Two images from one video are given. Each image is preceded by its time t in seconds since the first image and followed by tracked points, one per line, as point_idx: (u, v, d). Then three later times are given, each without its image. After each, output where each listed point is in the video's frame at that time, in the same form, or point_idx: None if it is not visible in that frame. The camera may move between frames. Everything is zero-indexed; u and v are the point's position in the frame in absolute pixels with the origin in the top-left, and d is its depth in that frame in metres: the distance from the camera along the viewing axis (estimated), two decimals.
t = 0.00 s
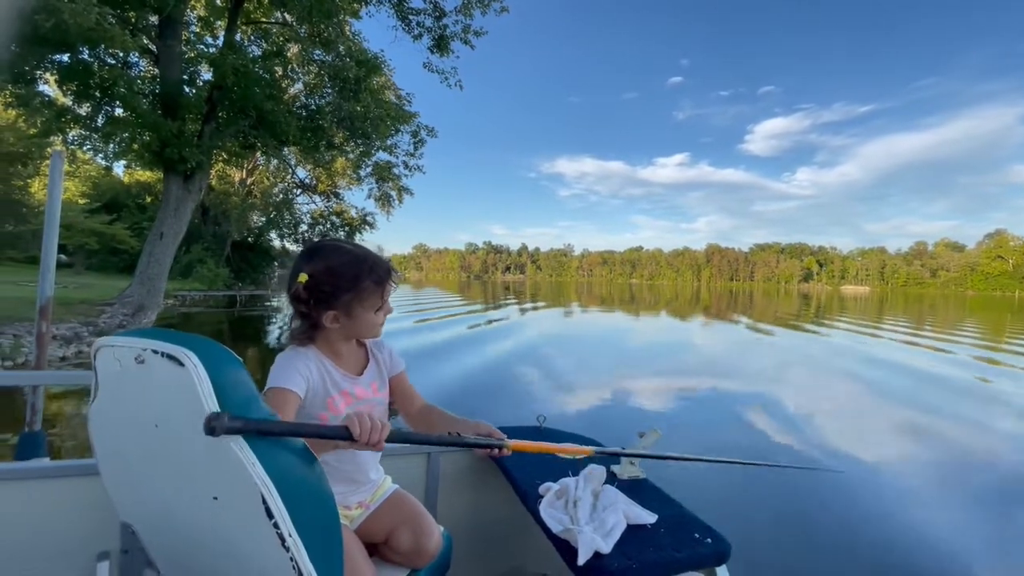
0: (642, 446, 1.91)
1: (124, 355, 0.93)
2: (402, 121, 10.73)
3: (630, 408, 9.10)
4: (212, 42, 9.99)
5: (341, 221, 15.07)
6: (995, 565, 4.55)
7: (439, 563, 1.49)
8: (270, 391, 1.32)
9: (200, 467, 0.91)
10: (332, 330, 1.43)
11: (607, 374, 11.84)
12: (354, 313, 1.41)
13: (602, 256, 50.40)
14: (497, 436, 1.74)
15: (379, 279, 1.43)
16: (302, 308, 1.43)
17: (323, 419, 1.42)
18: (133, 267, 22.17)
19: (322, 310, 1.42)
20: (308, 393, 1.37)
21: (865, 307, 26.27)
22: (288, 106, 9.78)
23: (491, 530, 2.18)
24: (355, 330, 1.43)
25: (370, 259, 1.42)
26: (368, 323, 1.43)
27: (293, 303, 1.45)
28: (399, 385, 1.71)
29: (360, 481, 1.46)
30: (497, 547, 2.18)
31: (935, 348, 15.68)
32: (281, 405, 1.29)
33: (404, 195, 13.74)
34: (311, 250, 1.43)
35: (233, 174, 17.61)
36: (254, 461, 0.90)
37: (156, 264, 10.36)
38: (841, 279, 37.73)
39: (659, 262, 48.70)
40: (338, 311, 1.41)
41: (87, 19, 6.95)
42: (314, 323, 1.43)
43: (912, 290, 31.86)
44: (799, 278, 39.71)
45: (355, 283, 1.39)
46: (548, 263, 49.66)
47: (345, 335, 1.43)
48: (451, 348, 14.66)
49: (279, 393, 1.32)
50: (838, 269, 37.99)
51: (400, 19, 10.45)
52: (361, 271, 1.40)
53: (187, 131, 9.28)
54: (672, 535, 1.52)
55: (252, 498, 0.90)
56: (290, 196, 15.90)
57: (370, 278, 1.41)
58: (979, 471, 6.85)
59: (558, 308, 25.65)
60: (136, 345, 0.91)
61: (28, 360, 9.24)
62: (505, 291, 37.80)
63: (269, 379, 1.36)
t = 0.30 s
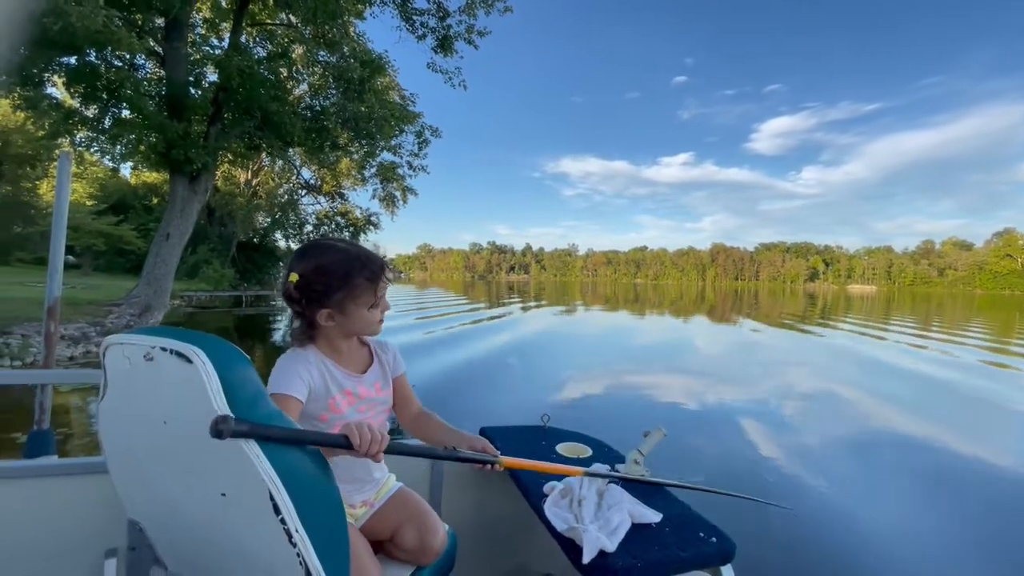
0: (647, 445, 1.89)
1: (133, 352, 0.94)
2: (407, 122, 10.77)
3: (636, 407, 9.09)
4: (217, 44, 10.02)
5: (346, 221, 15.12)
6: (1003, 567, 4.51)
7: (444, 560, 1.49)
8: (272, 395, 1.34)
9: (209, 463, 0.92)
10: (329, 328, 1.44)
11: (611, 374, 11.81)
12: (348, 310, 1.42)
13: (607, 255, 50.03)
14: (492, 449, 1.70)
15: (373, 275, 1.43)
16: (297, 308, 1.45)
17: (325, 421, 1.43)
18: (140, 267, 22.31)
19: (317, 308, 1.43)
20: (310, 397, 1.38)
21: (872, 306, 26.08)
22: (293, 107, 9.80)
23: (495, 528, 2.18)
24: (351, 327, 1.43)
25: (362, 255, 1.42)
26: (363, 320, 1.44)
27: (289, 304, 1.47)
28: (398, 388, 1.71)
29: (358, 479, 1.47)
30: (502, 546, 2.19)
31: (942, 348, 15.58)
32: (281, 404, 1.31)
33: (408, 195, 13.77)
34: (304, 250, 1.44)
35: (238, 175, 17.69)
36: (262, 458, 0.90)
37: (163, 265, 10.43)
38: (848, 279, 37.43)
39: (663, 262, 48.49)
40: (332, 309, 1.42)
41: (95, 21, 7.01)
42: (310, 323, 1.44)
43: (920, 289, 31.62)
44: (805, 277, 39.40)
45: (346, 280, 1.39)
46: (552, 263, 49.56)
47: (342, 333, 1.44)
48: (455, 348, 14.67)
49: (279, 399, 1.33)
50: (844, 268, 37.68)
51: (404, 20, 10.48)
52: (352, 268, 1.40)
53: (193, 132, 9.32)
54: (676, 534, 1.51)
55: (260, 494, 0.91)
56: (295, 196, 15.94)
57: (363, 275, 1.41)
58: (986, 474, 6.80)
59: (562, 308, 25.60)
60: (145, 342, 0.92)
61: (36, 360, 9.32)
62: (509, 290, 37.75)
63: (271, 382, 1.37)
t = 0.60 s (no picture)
0: (653, 447, 1.88)
1: (141, 355, 0.94)
2: (412, 122, 10.79)
3: (642, 407, 9.06)
4: (223, 46, 10.09)
5: (352, 222, 15.16)
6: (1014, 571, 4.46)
7: (452, 563, 1.49)
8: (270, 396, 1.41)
9: (216, 465, 0.92)
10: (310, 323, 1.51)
11: (617, 374, 11.77)
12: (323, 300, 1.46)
13: (613, 255, 49.77)
14: (498, 454, 1.67)
15: (325, 260, 1.47)
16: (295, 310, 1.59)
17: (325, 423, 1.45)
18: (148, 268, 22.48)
19: (304, 306, 1.52)
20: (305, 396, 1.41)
21: (881, 305, 25.83)
22: (299, 108, 9.83)
23: (501, 530, 2.18)
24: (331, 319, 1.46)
25: (317, 246, 1.49)
26: (325, 306, 1.46)
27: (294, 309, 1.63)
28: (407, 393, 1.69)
29: (370, 482, 1.48)
30: (508, 547, 2.19)
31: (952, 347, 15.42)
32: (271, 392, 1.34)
33: (413, 195, 13.81)
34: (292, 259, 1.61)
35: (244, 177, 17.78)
36: (269, 461, 0.91)
37: (171, 267, 10.51)
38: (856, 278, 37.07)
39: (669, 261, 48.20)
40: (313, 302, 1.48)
41: (102, 25, 7.06)
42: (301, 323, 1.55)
43: (929, 288, 31.27)
44: (812, 276, 39.05)
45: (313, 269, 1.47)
46: (556, 262, 49.51)
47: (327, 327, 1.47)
48: (461, 348, 14.69)
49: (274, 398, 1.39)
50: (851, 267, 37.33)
51: (409, 21, 10.50)
52: (309, 258, 1.48)
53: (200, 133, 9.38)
54: (683, 537, 1.50)
55: (267, 496, 0.91)
56: (301, 197, 16.00)
57: (316, 263, 1.47)
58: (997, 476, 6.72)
59: (568, 307, 25.54)
60: (153, 346, 0.93)
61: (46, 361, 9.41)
62: (514, 290, 37.74)
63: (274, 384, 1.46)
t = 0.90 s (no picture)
0: (662, 447, 1.87)
1: (148, 356, 0.94)
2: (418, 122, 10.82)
3: (649, 407, 9.01)
4: (230, 48, 10.16)
5: (357, 223, 15.21)
6: None
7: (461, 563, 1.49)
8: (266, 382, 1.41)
9: (222, 466, 0.92)
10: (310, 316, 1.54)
11: (624, 374, 11.73)
12: (319, 293, 1.48)
13: (618, 254, 49.44)
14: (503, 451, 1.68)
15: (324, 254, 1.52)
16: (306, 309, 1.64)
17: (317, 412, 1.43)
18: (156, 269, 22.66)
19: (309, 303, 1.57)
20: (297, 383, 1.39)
21: (890, 304, 25.55)
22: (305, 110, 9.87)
23: (509, 530, 2.17)
24: (326, 310, 1.45)
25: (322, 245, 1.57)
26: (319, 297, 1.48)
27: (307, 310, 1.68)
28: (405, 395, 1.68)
29: (368, 485, 1.46)
30: (517, 546, 2.18)
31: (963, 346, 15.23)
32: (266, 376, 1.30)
33: (419, 196, 13.84)
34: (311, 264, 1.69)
35: (251, 178, 17.90)
36: (277, 462, 0.90)
37: (179, 268, 10.61)
38: (864, 276, 36.70)
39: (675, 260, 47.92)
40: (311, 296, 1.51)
41: (111, 28, 7.11)
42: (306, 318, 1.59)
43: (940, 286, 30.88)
44: (820, 274, 38.69)
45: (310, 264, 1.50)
46: (562, 262, 49.40)
47: (323, 321, 1.47)
48: (467, 348, 14.69)
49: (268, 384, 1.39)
50: (860, 265, 36.94)
51: (414, 21, 10.52)
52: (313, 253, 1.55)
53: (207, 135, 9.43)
54: (694, 538, 1.49)
55: (275, 496, 0.91)
56: (307, 198, 16.06)
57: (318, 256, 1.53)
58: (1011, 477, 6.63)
59: (574, 307, 25.47)
60: (160, 347, 0.92)
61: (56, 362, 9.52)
62: (520, 290, 37.69)
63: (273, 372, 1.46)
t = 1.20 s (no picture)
0: (671, 444, 1.85)
1: (161, 355, 0.95)
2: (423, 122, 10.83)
3: (655, 405, 8.98)
4: (236, 51, 10.22)
5: (364, 223, 15.27)
6: None
7: (468, 564, 1.50)
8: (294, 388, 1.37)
9: (235, 465, 0.93)
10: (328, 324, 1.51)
11: (630, 371, 11.66)
12: (335, 305, 1.47)
13: (624, 252, 49.05)
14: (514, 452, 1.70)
15: (333, 260, 1.49)
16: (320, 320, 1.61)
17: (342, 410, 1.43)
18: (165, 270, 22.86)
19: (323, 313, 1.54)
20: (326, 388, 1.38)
21: (900, 301, 25.25)
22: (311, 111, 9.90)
23: (517, 528, 2.17)
24: (345, 318, 1.46)
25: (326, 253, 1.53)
26: (335, 305, 1.47)
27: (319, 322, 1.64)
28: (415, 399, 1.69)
29: (378, 482, 1.47)
30: (525, 544, 2.18)
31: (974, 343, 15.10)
32: (297, 352, 1.27)
33: (424, 195, 13.87)
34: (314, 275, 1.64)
35: (258, 180, 17.99)
36: (289, 460, 0.91)
37: (187, 269, 10.69)
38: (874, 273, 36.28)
39: (682, 258, 47.52)
40: (327, 309, 1.50)
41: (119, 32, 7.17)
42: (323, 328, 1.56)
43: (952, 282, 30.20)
44: (828, 271, 38.32)
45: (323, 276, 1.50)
46: (568, 261, 49.23)
47: (343, 327, 1.46)
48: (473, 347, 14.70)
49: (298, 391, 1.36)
50: (869, 263, 36.54)
51: (419, 21, 10.53)
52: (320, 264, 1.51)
53: (215, 137, 9.49)
54: (703, 535, 1.48)
55: (288, 494, 0.91)
56: (313, 199, 16.12)
57: (327, 264, 1.50)
58: None
59: (580, 306, 25.39)
60: (173, 346, 0.93)
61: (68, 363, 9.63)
62: (526, 289, 37.63)
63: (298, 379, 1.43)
